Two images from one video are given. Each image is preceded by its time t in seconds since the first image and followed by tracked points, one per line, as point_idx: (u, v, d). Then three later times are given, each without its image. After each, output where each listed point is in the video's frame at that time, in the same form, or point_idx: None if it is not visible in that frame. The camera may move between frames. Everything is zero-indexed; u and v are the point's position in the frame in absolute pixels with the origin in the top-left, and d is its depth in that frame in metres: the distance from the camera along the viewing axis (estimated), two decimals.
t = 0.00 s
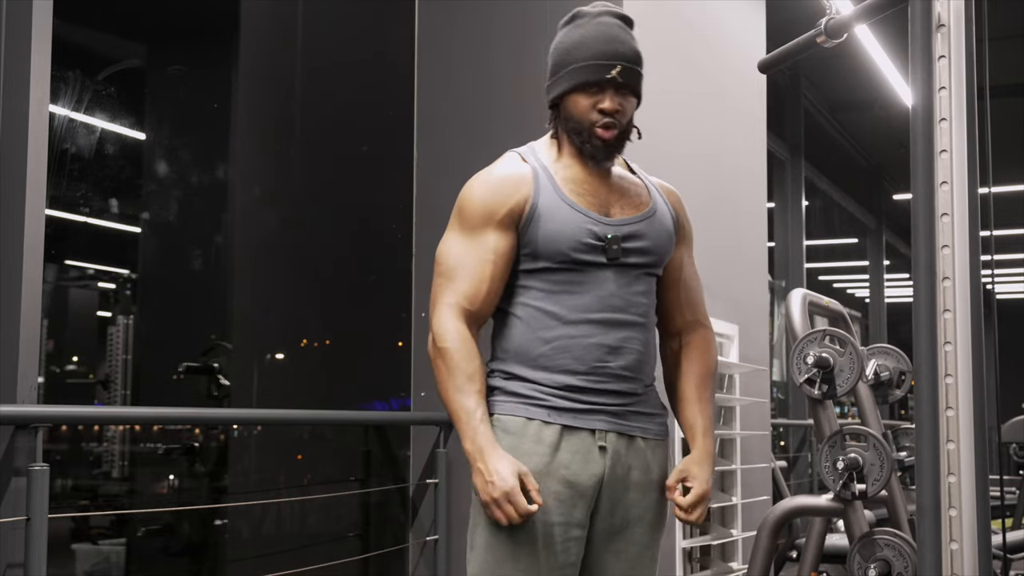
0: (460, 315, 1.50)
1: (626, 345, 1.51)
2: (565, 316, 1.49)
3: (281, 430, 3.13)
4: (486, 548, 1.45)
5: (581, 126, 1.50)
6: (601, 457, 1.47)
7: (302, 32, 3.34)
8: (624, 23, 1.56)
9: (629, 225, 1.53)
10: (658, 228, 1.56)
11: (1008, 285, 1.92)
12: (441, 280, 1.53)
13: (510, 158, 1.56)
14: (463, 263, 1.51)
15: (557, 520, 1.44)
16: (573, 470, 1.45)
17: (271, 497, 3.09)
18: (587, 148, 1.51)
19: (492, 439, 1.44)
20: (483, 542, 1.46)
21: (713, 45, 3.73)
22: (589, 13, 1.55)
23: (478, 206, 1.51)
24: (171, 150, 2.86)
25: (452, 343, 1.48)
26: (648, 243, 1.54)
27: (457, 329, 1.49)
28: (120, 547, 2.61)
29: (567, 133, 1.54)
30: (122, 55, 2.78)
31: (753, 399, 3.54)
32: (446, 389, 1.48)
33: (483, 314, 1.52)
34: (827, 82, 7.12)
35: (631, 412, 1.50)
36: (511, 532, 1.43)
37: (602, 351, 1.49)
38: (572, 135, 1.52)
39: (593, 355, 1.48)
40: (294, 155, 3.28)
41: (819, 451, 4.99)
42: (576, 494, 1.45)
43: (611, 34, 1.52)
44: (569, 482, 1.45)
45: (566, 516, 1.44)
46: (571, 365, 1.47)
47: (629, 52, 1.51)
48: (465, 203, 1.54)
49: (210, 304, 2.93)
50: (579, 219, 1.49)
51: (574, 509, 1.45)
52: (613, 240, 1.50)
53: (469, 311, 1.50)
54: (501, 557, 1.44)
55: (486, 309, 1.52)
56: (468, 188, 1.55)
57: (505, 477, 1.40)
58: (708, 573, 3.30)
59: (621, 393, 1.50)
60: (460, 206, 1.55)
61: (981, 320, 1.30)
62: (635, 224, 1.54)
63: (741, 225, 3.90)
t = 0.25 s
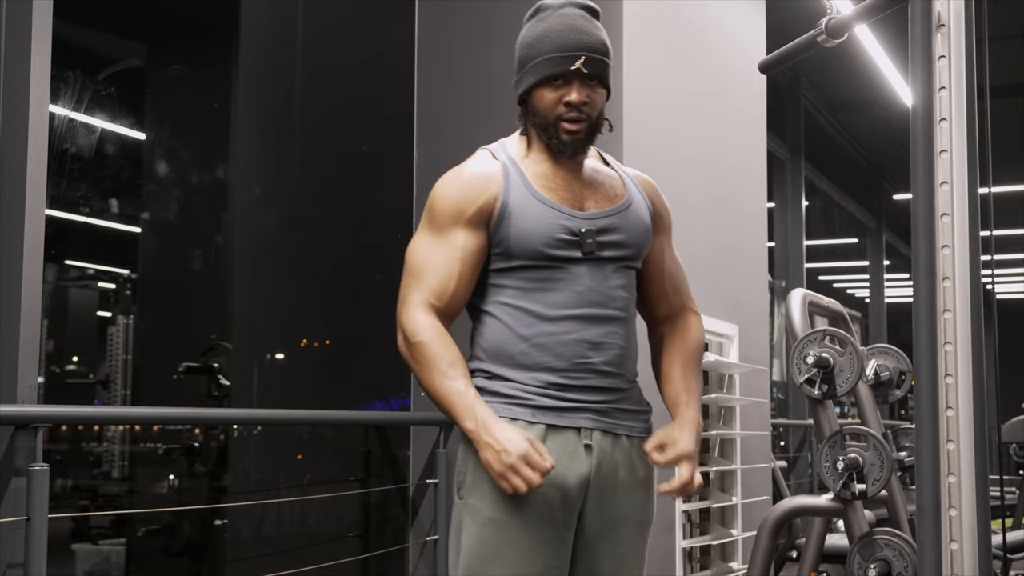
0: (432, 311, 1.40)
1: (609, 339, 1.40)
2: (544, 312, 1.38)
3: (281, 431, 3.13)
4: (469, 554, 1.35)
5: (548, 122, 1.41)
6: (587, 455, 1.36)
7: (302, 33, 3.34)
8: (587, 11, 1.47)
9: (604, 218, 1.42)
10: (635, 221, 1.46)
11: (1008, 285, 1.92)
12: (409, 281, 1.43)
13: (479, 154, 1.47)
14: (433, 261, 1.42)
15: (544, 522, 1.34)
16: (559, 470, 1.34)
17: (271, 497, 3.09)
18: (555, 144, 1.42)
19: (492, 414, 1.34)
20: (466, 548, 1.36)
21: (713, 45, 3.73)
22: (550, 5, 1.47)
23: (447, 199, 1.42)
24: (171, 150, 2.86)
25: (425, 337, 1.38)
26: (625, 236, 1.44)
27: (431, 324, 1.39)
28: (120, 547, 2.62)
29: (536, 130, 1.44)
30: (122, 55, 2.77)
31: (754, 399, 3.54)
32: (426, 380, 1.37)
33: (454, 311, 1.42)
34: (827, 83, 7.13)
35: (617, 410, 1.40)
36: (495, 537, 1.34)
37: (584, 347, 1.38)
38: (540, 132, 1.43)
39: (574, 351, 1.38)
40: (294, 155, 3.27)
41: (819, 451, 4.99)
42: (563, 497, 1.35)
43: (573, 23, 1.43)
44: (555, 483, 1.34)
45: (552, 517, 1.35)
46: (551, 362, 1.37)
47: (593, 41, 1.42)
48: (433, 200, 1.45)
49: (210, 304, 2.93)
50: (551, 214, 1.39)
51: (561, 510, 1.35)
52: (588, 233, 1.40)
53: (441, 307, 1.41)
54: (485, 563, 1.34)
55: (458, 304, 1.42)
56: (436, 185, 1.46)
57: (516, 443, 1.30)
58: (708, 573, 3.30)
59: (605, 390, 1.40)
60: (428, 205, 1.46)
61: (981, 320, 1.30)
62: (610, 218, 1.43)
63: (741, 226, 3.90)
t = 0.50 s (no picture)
0: (404, 309, 1.39)
1: (584, 336, 1.40)
2: (518, 310, 1.38)
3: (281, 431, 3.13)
4: (452, 558, 1.33)
5: (517, 114, 1.40)
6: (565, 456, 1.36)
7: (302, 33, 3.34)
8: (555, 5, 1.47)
9: (575, 213, 1.42)
10: (608, 214, 1.46)
11: (1008, 284, 1.92)
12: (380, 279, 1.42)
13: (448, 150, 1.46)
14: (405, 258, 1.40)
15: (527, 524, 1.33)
16: (539, 471, 1.33)
17: (271, 497, 3.09)
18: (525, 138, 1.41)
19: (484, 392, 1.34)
20: (448, 553, 1.34)
21: (713, 45, 3.73)
22: None
23: (417, 197, 1.41)
24: (171, 150, 2.86)
25: (398, 335, 1.37)
26: (599, 230, 1.44)
27: (404, 319, 1.38)
28: (120, 547, 2.61)
29: (505, 124, 1.44)
30: (122, 55, 2.78)
31: (754, 399, 3.54)
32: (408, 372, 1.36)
33: (425, 308, 1.42)
34: (827, 83, 7.13)
35: (593, 410, 1.40)
36: (477, 541, 1.32)
37: (559, 344, 1.38)
38: (509, 125, 1.42)
39: (548, 348, 1.38)
40: (294, 155, 3.27)
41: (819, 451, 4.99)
42: (542, 497, 1.34)
43: (542, 15, 1.42)
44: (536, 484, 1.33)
45: (534, 518, 1.33)
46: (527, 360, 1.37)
47: (563, 32, 1.42)
48: (402, 198, 1.43)
49: (210, 304, 2.93)
50: (522, 209, 1.39)
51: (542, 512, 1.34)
52: (560, 228, 1.39)
53: (412, 305, 1.40)
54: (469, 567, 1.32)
55: (432, 300, 1.41)
56: (405, 182, 1.45)
57: (515, 413, 1.31)
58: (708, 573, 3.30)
59: (581, 388, 1.39)
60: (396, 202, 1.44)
61: (980, 320, 1.30)
62: (583, 213, 1.43)
63: (741, 225, 3.90)
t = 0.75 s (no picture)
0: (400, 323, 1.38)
1: (558, 338, 1.44)
2: (493, 311, 1.41)
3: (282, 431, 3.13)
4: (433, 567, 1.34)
5: (491, 106, 1.45)
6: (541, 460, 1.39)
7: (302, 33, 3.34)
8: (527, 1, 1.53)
9: (550, 215, 1.46)
10: (580, 216, 1.50)
11: (1008, 284, 1.92)
12: (370, 292, 1.40)
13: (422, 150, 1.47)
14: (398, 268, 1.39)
15: (508, 528, 1.35)
16: (517, 475, 1.36)
17: (270, 497, 3.08)
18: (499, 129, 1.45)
19: (430, 462, 1.32)
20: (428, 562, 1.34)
21: (713, 45, 3.73)
22: None
23: (400, 202, 1.41)
24: (171, 150, 2.86)
25: (394, 355, 1.35)
26: (573, 232, 1.48)
27: (398, 340, 1.36)
28: (119, 548, 2.63)
29: (478, 117, 1.48)
30: (122, 55, 2.77)
31: (754, 399, 3.54)
32: (380, 409, 1.34)
33: (419, 324, 1.41)
34: (827, 82, 7.13)
35: (568, 409, 1.43)
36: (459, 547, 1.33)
37: (533, 346, 1.41)
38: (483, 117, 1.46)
39: (523, 350, 1.41)
40: (294, 155, 3.28)
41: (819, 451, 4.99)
42: (521, 500, 1.36)
43: (516, 10, 1.48)
44: (514, 488, 1.36)
45: (513, 523, 1.36)
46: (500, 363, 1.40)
47: (535, 26, 1.47)
48: (381, 205, 1.42)
49: (210, 304, 2.93)
50: (500, 210, 1.42)
51: (521, 516, 1.36)
52: (537, 230, 1.43)
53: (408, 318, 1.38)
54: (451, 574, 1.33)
55: (422, 317, 1.41)
56: (379, 188, 1.44)
57: (439, 516, 1.28)
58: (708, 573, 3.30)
59: (555, 389, 1.43)
60: (373, 208, 1.43)
61: (980, 320, 1.30)
62: (557, 215, 1.47)
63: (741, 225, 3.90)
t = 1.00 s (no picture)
0: (358, 317, 1.43)
1: (535, 339, 1.51)
2: (472, 314, 1.48)
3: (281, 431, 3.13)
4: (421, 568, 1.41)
5: (481, 102, 1.51)
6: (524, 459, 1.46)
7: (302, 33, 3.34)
8: None
9: (530, 218, 1.53)
10: (558, 219, 1.58)
11: (1008, 284, 1.92)
12: (332, 284, 1.46)
13: (403, 148, 1.53)
14: (362, 263, 1.45)
15: (493, 528, 1.43)
16: (501, 476, 1.44)
17: (271, 497, 3.08)
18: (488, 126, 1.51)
19: (399, 448, 1.38)
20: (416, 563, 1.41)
21: (713, 44, 3.73)
22: None
23: (372, 198, 1.47)
24: (171, 150, 2.86)
25: (352, 347, 1.41)
26: (551, 235, 1.56)
27: (355, 333, 1.42)
28: (120, 547, 2.62)
29: (465, 114, 1.54)
30: (122, 55, 2.77)
31: (754, 399, 3.54)
32: (341, 398, 1.40)
33: (377, 320, 1.46)
34: (828, 82, 7.13)
35: (547, 407, 1.51)
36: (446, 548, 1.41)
37: (512, 347, 1.49)
38: (472, 113, 1.52)
39: (502, 353, 1.48)
40: (295, 156, 3.27)
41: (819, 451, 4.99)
42: (505, 499, 1.44)
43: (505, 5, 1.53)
44: (498, 488, 1.44)
45: (498, 523, 1.44)
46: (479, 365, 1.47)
47: (524, 23, 1.53)
48: (354, 199, 1.48)
49: (210, 304, 2.93)
50: (482, 214, 1.49)
51: (506, 515, 1.44)
52: (517, 234, 1.50)
53: (367, 313, 1.44)
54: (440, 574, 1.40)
55: (382, 313, 1.47)
56: (354, 182, 1.50)
57: (416, 490, 1.33)
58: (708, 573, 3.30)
59: (534, 388, 1.50)
60: (345, 201, 1.49)
61: (980, 320, 1.30)
62: (536, 219, 1.54)
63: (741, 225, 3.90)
